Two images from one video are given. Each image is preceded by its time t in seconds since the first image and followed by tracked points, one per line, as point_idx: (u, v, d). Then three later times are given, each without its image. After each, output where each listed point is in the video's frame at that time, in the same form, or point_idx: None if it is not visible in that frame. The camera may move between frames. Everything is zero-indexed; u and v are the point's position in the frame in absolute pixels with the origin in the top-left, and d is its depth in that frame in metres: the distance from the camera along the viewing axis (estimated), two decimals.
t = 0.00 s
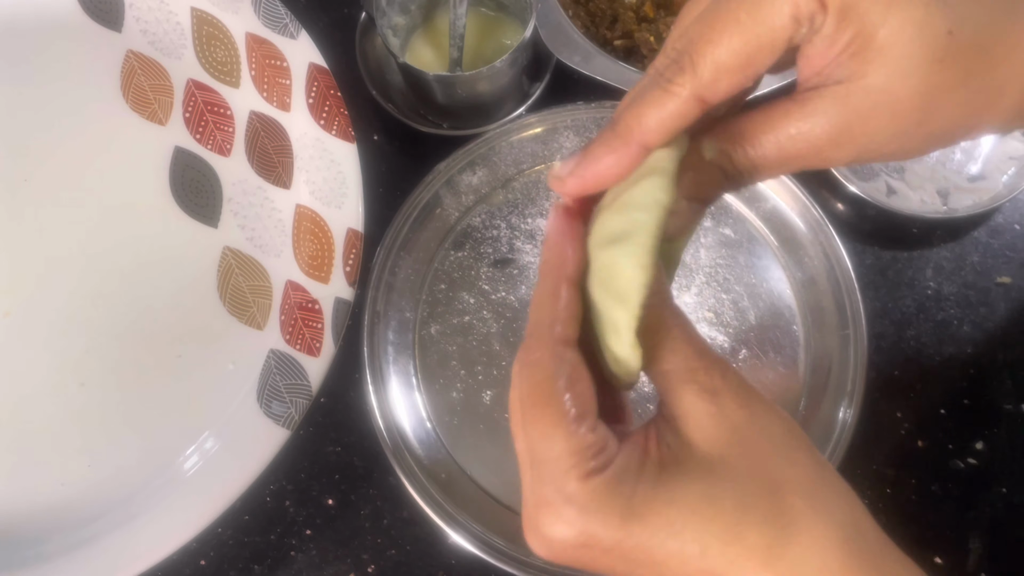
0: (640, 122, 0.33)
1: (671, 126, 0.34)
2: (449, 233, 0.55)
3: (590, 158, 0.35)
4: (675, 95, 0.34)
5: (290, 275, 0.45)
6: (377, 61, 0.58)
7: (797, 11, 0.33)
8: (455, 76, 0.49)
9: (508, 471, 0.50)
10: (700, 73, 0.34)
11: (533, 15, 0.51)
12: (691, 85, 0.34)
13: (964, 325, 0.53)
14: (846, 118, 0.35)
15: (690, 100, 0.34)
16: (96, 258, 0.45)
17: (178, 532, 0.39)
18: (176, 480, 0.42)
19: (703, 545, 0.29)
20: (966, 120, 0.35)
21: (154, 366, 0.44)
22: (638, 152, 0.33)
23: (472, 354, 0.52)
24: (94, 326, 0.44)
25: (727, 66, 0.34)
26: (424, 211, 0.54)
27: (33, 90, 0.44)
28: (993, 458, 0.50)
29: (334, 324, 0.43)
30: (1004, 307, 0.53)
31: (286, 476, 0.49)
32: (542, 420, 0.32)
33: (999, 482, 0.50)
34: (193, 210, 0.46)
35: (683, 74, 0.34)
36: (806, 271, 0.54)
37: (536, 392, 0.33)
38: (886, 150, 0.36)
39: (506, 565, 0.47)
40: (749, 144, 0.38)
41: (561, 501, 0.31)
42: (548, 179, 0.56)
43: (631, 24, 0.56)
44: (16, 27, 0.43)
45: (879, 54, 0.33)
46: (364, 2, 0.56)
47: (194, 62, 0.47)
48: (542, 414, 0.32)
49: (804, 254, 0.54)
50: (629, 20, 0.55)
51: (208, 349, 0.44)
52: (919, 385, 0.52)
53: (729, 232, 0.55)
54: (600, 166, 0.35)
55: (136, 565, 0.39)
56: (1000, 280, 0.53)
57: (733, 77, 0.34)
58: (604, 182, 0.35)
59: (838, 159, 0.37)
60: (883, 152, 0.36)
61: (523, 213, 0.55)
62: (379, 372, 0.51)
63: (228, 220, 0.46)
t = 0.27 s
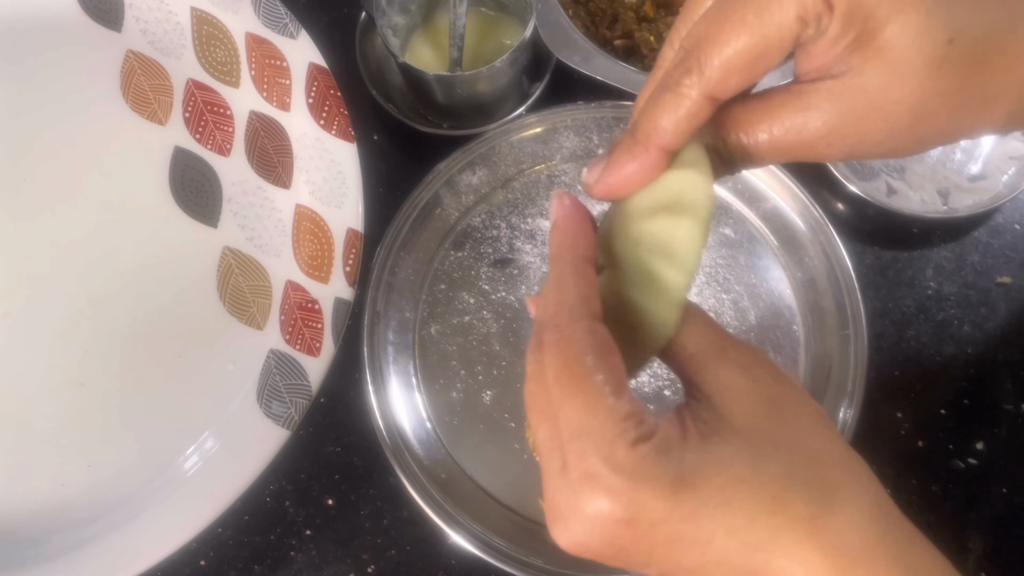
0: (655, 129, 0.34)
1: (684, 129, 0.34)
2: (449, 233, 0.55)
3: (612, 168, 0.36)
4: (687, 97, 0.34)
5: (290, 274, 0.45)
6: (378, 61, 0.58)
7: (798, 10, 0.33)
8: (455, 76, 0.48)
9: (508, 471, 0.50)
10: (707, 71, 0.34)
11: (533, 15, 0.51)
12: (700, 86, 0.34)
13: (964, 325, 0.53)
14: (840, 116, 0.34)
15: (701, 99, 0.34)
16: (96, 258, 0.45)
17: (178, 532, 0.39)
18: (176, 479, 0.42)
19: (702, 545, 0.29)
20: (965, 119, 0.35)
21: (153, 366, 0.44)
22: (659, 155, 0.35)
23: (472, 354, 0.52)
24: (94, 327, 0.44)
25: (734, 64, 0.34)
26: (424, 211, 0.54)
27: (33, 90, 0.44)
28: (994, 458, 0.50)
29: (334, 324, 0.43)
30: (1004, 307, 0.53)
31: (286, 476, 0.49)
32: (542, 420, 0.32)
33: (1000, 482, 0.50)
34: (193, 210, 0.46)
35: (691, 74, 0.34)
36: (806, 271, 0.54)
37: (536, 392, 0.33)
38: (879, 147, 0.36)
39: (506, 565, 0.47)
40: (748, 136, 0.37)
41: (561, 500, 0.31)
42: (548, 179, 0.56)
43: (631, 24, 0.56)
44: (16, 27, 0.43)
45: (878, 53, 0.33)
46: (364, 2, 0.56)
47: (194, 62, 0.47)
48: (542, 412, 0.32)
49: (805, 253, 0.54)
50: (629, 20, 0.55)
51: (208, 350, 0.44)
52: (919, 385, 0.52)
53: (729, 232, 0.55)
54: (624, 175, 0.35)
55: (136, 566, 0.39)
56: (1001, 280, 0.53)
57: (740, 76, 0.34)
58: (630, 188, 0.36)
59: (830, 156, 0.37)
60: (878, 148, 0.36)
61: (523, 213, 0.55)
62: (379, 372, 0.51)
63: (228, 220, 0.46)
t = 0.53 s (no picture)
0: (600, 100, 0.40)
1: (629, 108, 0.40)
2: (449, 233, 0.55)
3: (544, 124, 0.43)
4: (639, 80, 0.40)
5: (290, 274, 0.45)
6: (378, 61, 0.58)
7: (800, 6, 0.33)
8: (456, 76, 0.48)
9: (508, 471, 0.50)
10: (663, 56, 0.40)
11: (534, 15, 0.51)
12: (652, 69, 0.40)
13: (964, 325, 0.53)
14: (875, 119, 0.33)
15: (649, 83, 0.40)
16: (96, 258, 0.45)
17: (178, 532, 0.39)
18: (176, 479, 0.42)
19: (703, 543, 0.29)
20: (963, 118, 0.35)
21: (153, 366, 0.44)
22: (587, 121, 0.41)
23: (472, 354, 0.52)
24: (95, 327, 0.44)
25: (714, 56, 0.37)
26: (424, 211, 0.54)
27: (33, 90, 0.44)
28: (994, 458, 0.50)
29: (334, 324, 0.43)
30: (1004, 307, 0.53)
31: (286, 476, 0.49)
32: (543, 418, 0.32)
33: (1000, 482, 0.50)
34: (193, 210, 0.46)
35: (647, 57, 0.40)
36: (806, 271, 0.54)
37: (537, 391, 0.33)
38: (925, 134, 0.35)
39: (506, 565, 0.47)
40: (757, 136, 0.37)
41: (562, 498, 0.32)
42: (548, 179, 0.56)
43: (631, 24, 0.56)
44: (16, 27, 0.43)
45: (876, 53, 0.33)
46: (364, 3, 0.56)
47: (194, 62, 0.47)
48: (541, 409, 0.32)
49: (806, 253, 0.54)
50: (629, 20, 0.55)
51: (208, 350, 0.44)
52: (918, 384, 0.52)
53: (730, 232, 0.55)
54: (553, 132, 0.42)
55: (136, 566, 0.39)
56: (1001, 280, 0.53)
57: (694, 63, 0.40)
58: (555, 148, 0.43)
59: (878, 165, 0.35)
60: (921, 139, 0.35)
61: (523, 213, 0.55)
62: (379, 372, 0.51)
63: (228, 220, 0.46)
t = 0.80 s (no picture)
0: (651, 91, 0.36)
1: (681, 91, 0.36)
2: (449, 233, 0.55)
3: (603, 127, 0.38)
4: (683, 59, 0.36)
5: (290, 274, 0.45)
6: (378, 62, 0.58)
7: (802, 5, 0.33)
8: (456, 76, 0.48)
9: (508, 471, 0.50)
10: (706, 35, 0.36)
11: (534, 15, 0.51)
12: (699, 48, 0.36)
13: (964, 325, 0.53)
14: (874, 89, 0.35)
15: (698, 62, 0.36)
16: (96, 258, 0.45)
17: (178, 531, 0.39)
18: (176, 479, 0.42)
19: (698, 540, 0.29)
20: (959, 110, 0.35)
21: (153, 366, 0.44)
22: (650, 118, 0.36)
23: (472, 354, 0.52)
24: (94, 327, 0.44)
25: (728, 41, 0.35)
26: (424, 210, 0.54)
27: (34, 91, 0.44)
28: (994, 457, 0.50)
29: (334, 324, 0.43)
30: (1004, 307, 0.53)
31: (286, 476, 0.49)
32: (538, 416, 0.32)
33: (1000, 481, 0.50)
34: (193, 210, 0.46)
35: (691, 38, 0.36)
36: (806, 271, 0.54)
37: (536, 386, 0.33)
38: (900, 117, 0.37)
39: (506, 564, 0.47)
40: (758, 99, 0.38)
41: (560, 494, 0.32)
42: (548, 179, 0.56)
43: (631, 24, 0.56)
44: (16, 27, 0.43)
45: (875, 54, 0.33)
46: (364, 3, 0.56)
47: (194, 62, 0.47)
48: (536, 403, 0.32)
49: (805, 253, 0.54)
50: (629, 20, 0.55)
51: (208, 350, 0.44)
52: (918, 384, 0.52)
53: (729, 232, 0.55)
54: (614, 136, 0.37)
55: (136, 566, 0.39)
56: (1000, 280, 0.53)
57: (739, 37, 0.36)
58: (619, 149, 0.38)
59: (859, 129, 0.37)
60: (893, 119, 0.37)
61: (523, 213, 0.55)
62: (379, 372, 0.51)
63: (228, 220, 0.46)
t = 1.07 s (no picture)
0: (646, 101, 0.35)
1: (676, 100, 0.35)
2: (449, 233, 0.55)
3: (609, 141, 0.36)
4: (676, 66, 0.35)
5: (290, 274, 0.45)
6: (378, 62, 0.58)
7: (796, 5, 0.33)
8: (456, 76, 0.48)
9: (508, 471, 0.50)
10: (698, 42, 0.35)
11: (534, 15, 0.51)
12: (691, 57, 0.35)
13: (964, 325, 0.53)
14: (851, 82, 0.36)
15: (691, 70, 0.35)
16: (97, 258, 0.45)
17: (178, 531, 0.39)
18: (176, 479, 0.42)
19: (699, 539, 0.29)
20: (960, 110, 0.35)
21: (153, 366, 0.44)
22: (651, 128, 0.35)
23: (472, 354, 0.52)
24: (94, 326, 0.44)
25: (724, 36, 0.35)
26: (424, 211, 0.54)
27: (34, 91, 0.44)
28: (994, 458, 0.50)
29: (334, 324, 0.43)
30: (1005, 307, 0.53)
31: (286, 476, 0.49)
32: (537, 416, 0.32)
33: (1000, 482, 0.50)
34: (193, 209, 0.46)
35: (683, 45, 0.35)
36: (806, 271, 0.54)
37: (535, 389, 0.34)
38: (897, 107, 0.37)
39: (506, 565, 0.47)
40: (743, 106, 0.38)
41: (560, 493, 0.32)
42: (548, 179, 0.56)
43: (631, 24, 0.56)
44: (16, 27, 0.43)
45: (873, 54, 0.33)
46: (364, 3, 0.56)
47: (194, 62, 0.47)
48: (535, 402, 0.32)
49: (805, 253, 0.54)
50: (629, 20, 0.55)
51: (208, 350, 0.44)
52: (919, 384, 0.52)
53: (729, 232, 0.55)
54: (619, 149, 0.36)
55: (135, 567, 0.39)
56: (1001, 280, 0.53)
57: (732, 43, 0.35)
58: (625, 162, 0.36)
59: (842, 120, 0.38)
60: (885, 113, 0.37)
61: (523, 213, 0.55)
62: (379, 372, 0.51)
63: (228, 220, 0.46)
